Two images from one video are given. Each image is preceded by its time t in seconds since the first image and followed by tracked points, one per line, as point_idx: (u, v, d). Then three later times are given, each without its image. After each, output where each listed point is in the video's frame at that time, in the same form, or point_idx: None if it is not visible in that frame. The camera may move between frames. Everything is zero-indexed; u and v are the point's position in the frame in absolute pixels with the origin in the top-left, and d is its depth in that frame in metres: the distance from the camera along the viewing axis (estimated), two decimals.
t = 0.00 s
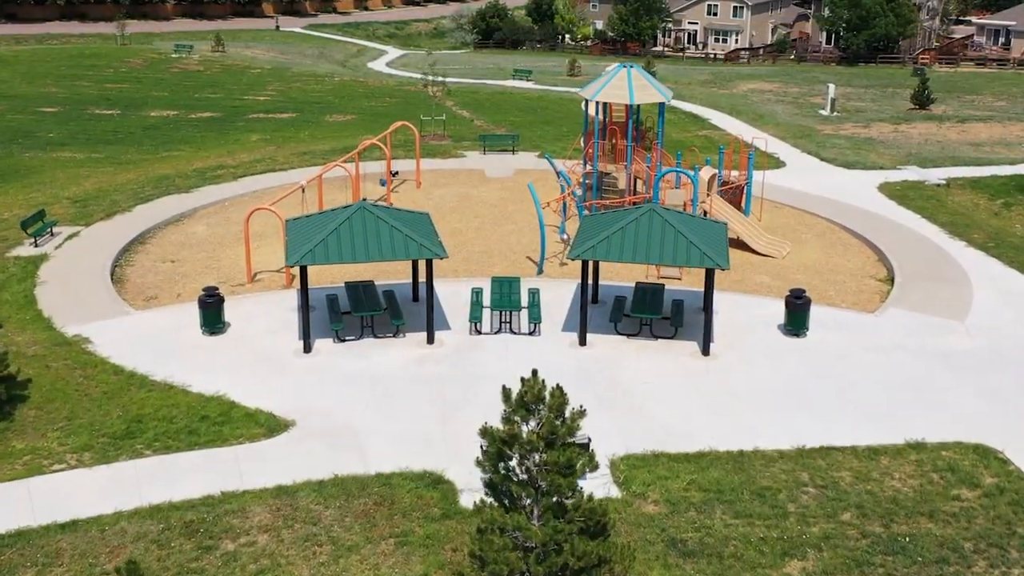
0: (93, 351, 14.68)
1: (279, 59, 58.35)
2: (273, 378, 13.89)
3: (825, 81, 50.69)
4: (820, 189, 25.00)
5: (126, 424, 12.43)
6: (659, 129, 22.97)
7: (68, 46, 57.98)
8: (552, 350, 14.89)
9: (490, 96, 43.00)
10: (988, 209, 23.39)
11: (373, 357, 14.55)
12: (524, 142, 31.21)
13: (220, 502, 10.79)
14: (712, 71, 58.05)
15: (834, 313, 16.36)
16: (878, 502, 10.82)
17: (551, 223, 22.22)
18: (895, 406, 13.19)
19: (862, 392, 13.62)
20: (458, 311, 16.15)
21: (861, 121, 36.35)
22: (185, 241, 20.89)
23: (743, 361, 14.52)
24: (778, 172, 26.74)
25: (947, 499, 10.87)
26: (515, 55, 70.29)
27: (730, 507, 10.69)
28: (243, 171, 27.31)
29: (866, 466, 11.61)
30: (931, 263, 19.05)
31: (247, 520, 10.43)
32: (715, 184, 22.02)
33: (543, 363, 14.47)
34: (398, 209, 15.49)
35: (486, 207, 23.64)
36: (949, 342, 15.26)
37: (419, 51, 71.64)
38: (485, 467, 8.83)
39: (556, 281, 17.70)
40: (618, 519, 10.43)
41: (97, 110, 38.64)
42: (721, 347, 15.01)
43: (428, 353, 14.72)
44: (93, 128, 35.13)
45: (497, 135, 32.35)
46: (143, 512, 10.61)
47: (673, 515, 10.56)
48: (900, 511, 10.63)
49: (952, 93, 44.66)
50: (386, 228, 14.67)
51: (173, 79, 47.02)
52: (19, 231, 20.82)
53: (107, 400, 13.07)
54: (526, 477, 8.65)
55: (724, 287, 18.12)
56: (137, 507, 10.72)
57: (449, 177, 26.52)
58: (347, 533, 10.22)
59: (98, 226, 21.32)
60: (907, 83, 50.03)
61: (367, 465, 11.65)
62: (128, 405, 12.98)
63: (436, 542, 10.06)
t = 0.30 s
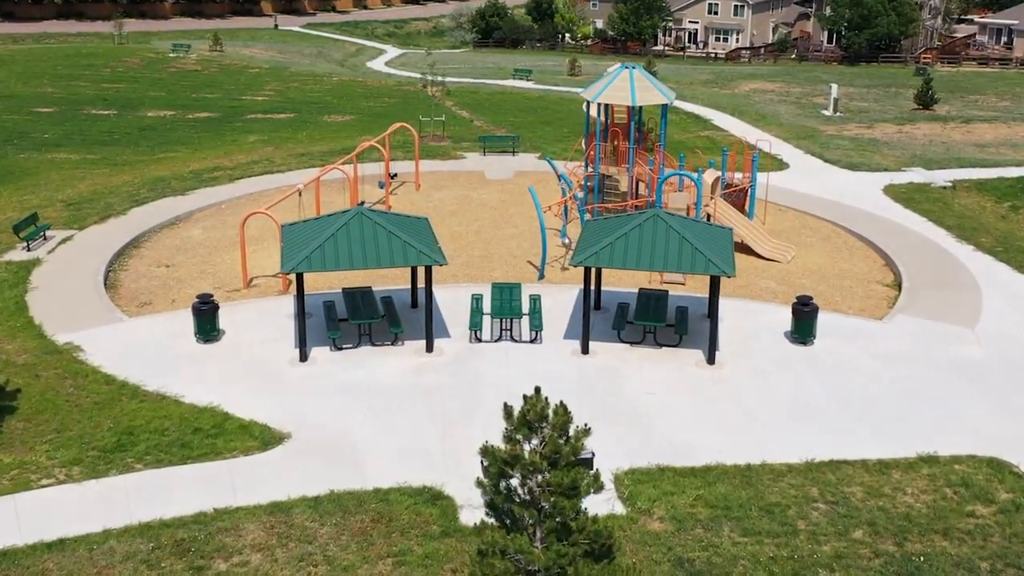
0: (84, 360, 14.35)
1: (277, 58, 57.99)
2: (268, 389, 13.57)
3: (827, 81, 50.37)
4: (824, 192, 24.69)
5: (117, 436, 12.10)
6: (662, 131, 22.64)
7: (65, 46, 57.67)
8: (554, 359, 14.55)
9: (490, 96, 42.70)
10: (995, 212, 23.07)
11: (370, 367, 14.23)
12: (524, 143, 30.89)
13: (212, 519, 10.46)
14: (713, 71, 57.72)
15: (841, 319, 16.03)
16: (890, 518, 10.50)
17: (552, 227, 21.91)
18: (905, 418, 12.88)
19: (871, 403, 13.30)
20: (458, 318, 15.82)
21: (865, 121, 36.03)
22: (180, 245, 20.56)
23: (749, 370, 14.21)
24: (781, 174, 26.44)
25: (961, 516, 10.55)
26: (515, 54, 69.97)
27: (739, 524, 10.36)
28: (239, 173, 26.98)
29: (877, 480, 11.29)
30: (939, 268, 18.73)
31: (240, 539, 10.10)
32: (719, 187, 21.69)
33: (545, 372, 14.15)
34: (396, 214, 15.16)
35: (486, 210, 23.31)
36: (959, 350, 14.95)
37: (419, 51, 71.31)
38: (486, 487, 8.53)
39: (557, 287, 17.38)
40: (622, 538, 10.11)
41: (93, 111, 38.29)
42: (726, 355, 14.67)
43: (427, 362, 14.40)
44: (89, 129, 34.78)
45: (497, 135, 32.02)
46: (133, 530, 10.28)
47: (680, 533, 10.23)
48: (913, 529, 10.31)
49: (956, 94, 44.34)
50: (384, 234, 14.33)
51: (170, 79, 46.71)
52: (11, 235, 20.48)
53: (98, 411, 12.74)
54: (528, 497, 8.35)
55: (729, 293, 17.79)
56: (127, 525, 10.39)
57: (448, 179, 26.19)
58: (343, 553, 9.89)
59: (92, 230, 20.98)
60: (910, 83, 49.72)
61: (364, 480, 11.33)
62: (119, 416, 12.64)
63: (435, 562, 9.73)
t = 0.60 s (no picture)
0: (74, 369, 14.00)
1: (275, 57, 57.62)
2: (263, 398, 13.22)
3: (829, 80, 50.01)
4: (829, 193, 24.35)
5: (106, 450, 11.75)
6: (665, 132, 22.29)
7: (62, 44, 57.31)
8: (555, 367, 14.21)
9: (489, 95, 42.36)
10: (1003, 214, 22.74)
11: (367, 375, 13.87)
12: (524, 143, 30.56)
13: (203, 538, 10.12)
14: (715, 69, 57.37)
15: (849, 326, 15.69)
16: (904, 537, 10.15)
17: (552, 229, 21.57)
18: (916, 428, 12.54)
19: (882, 412, 12.94)
20: (458, 324, 15.47)
21: (868, 120, 35.71)
22: (175, 249, 20.21)
23: (756, 378, 13.86)
24: (785, 174, 26.09)
25: (977, 534, 10.21)
26: (514, 52, 69.64)
27: (747, 543, 10.02)
28: (235, 173, 26.63)
29: (890, 496, 10.95)
30: (947, 272, 18.39)
31: (232, 559, 9.76)
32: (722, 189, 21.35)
33: (546, 380, 13.81)
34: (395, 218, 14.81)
35: (486, 212, 22.97)
36: (971, 358, 14.61)
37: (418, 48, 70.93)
38: (487, 509, 8.23)
39: (558, 292, 17.05)
40: (627, 557, 9.77)
41: (89, 110, 37.92)
42: (732, 363, 14.33)
43: (426, 370, 14.05)
44: (84, 128, 34.41)
45: (497, 135, 31.67)
46: (121, 549, 9.93)
47: (686, 552, 9.88)
48: (928, 548, 9.97)
49: (959, 92, 44.01)
50: (381, 240, 13.98)
51: (167, 78, 46.37)
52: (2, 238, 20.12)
53: (87, 423, 12.39)
54: (530, 520, 8.08)
55: (733, 298, 17.46)
56: (115, 544, 10.04)
57: (447, 180, 25.84)
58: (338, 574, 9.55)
59: (85, 232, 20.62)
60: (913, 81, 49.37)
61: (360, 496, 10.98)
62: (109, 428, 12.30)
63: None
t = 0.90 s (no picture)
0: (64, 377, 13.66)
1: (274, 54, 57.24)
2: (257, 409, 12.88)
3: (831, 77, 49.64)
4: (834, 193, 24.01)
5: (95, 462, 11.40)
6: (667, 132, 21.95)
7: (59, 41, 56.86)
8: (557, 375, 13.87)
9: (489, 93, 42.01)
10: (1011, 215, 22.41)
11: (364, 384, 13.54)
12: (524, 142, 30.22)
13: (194, 556, 9.78)
14: (716, 66, 56.99)
15: (857, 332, 15.37)
16: (918, 554, 9.82)
17: (554, 231, 21.25)
18: (928, 440, 12.22)
19: (893, 425, 12.61)
20: (457, 330, 15.13)
21: (872, 119, 35.37)
22: (169, 251, 19.86)
23: (763, 386, 13.53)
24: (789, 174, 25.76)
25: (994, 551, 9.88)
26: (514, 49, 69.26)
27: (757, 561, 9.69)
28: (232, 173, 26.28)
29: (903, 510, 10.61)
30: (957, 276, 18.06)
31: None
32: (726, 190, 21.01)
33: (548, 389, 13.48)
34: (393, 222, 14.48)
35: (486, 213, 22.63)
36: (983, 366, 14.28)
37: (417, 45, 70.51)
38: (488, 532, 7.92)
39: (560, 296, 16.73)
40: None
41: (85, 108, 37.55)
42: (739, 370, 13.99)
43: (424, 378, 13.71)
44: (80, 127, 34.03)
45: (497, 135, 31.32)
46: (109, 568, 9.60)
47: (694, 572, 9.54)
48: (943, 566, 9.63)
49: (963, 90, 43.68)
50: (379, 245, 13.66)
51: (164, 75, 45.98)
52: None
53: (76, 434, 12.04)
54: (533, 543, 7.78)
55: (738, 302, 17.13)
56: (102, 563, 9.69)
57: (447, 180, 25.49)
58: None
59: (78, 234, 20.27)
60: (915, 78, 49.02)
61: (357, 511, 10.64)
62: (99, 440, 11.95)
63: None
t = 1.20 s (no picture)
0: (51, 387, 13.26)
1: (271, 51, 56.78)
2: (249, 419, 12.47)
3: (834, 74, 49.22)
4: (838, 193, 23.62)
5: (80, 479, 11.00)
6: (670, 132, 21.53)
7: (54, 37, 56.37)
8: (558, 384, 13.47)
9: (489, 91, 41.58)
10: (1019, 216, 22.03)
11: (360, 394, 13.13)
12: (524, 141, 29.81)
13: None
14: (717, 63, 56.54)
15: (866, 339, 14.97)
16: None
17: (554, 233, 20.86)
18: (943, 453, 11.81)
19: (906, 437, 12.21)
20: (455, 337, 14.73)
21: (875, 117, 34.98)
22: (162, 254, 19.45)
23: (770, 396, 13.13)
24: (793, 174, 25.35)
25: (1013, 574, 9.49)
26: (513, 46, 68.83)
27: None
28: (227, 173, 25.87)
29: (917, 530, 10.23)
30: (967, 280, 17.65)
31: None
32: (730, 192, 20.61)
33: (549, 399, 13.07)
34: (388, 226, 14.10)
35: (485, 214, 22.24)
36: (996, 375, 13.88)
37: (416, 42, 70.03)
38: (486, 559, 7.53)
39: (561, 302, 16.35)
40: None
41: (80, 106, 37.11)
42: (745, 379, 13.59)
43: (421, 388, 13.31)
44: (73, 125, 33.60)
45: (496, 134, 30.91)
46: None
47: None
48: None
49: (967, 87, 43.31)
50: (375, 250, 13.27)
51: (160, 72, 45.53)
52: None
53: (61, 448, 11.64)
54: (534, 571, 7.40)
55: (743, 308, 16.73)
56: None
57: (445, 180, 25.08)
58: None
59: (69, 236, 19.86)
60: (918, 75, 48.63)
61: (351, 531, 10.24)
62: (84, 454, 11.55)
63: None
